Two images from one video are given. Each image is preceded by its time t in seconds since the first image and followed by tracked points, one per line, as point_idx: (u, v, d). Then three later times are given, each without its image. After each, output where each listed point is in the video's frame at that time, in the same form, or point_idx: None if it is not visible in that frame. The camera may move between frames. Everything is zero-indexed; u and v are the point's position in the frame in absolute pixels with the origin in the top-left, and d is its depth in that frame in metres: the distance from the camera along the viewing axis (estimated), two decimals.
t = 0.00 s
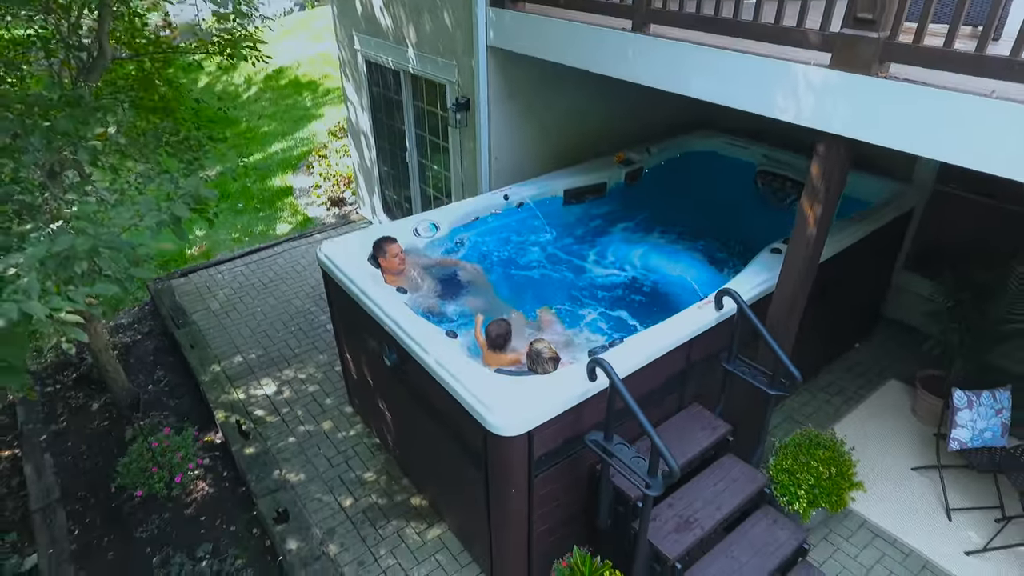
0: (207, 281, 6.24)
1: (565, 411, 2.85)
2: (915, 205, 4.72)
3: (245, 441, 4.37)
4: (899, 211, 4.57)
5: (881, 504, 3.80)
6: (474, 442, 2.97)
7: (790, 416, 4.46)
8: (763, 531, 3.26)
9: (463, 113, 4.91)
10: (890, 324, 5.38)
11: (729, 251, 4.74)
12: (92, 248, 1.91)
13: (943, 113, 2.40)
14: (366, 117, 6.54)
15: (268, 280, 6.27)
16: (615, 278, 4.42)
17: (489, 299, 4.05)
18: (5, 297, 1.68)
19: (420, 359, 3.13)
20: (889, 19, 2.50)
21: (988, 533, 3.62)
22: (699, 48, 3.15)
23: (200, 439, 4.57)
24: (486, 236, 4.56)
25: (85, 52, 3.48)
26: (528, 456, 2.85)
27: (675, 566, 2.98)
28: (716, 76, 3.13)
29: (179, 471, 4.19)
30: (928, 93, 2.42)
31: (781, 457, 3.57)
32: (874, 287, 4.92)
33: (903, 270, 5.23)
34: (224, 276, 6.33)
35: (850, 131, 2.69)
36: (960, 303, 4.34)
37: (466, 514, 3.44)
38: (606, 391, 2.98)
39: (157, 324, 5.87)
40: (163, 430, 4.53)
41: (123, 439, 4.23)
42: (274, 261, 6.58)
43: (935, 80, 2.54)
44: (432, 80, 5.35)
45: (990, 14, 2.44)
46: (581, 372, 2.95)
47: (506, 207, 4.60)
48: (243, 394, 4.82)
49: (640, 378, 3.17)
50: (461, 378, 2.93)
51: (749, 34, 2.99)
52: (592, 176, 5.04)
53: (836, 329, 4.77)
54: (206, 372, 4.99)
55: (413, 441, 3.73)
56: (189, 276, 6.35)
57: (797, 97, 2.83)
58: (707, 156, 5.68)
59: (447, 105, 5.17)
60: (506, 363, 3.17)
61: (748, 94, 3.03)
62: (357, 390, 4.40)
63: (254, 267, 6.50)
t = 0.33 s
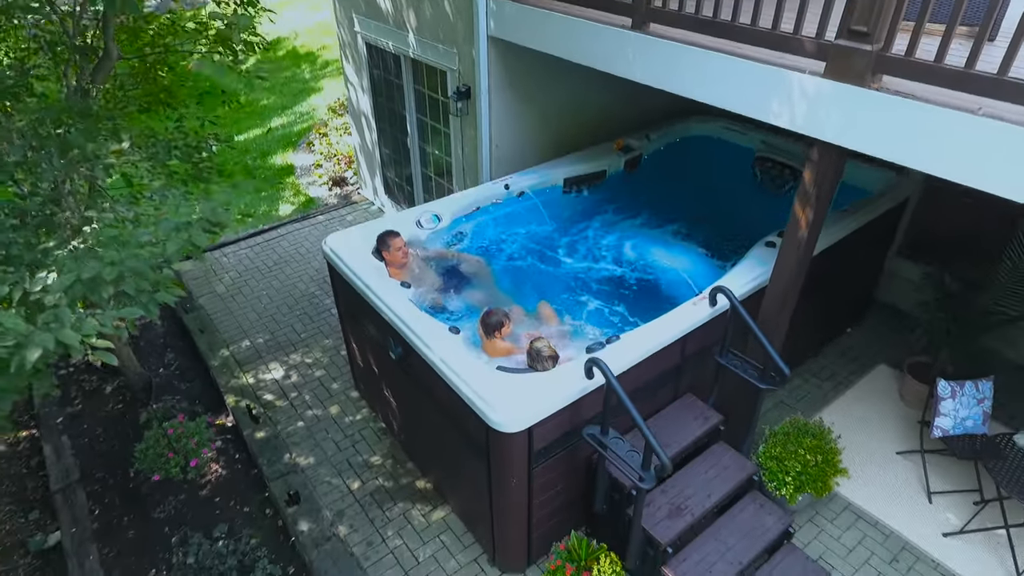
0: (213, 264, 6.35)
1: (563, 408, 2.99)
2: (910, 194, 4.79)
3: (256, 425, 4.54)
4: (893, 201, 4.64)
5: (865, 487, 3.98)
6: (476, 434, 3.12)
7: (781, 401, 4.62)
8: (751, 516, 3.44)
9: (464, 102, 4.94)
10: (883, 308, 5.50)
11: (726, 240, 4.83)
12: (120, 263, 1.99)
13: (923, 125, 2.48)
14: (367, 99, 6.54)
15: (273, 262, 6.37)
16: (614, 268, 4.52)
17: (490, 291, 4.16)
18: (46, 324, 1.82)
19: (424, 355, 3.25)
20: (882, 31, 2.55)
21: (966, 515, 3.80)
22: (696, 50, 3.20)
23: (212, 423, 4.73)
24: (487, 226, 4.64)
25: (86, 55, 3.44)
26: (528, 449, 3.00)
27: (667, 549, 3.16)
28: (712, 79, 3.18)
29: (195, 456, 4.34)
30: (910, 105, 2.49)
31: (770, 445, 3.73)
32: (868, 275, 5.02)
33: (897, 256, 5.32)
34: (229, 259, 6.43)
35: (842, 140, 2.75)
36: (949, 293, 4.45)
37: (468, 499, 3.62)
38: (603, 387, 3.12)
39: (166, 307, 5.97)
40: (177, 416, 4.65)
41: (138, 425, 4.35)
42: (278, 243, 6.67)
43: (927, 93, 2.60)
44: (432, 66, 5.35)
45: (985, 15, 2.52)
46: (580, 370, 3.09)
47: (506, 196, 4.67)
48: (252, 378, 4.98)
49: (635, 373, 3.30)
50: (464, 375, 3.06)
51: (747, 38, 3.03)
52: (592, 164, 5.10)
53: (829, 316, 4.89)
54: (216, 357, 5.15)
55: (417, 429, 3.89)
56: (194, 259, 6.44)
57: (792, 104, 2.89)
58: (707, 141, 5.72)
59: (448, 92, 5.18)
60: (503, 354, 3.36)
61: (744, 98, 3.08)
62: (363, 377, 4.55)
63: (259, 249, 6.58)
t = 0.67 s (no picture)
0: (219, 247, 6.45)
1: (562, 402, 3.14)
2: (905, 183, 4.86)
3: (266, 410, 4.71)
4: (888, 191, 4.71)
5: (851, 471, 4.16)
6: (479, 426, 3.27)
7: (773, 385, 4.78)
8: (740, 500, 3.62)
9: (465, 91, 4.96)
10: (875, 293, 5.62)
11: (723, 230, 4.92)
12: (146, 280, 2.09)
13: (911, 137, 2.57)
14: (369, 82, 6.56)
15: (277, 245, 6.46)
16: (613, 259, 4.64)
17: (492, 284, 4.28)
18: (79, 342, 1.93)
19: (429, 350, 3.39)
20: (875, 44, 2.62)
21: (946, 497, 3.99)
22: (695, 52, 3.25)
23: (224, 406, 4.89)
24: (488, 215, 4.73)
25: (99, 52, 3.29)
26: (529, 441, 3.16)
27: (658, 532, 3.35)
28: (709, 82, 3.24)
29: (208, 441, 4.50)
30: (899, 117, 2.57)
31: (760, 433, 3.90)
32: (861, 262, 5.13)
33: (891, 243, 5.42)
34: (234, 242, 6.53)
35: (834, 148, 2.84)
36: (939, 282, 4.57)
37: (471, 483, 3.80)
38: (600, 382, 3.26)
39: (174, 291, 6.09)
40: (190, 401, 4.80)
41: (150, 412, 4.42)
42: (283, 225, 6.76)
43: (917, 104, 2.67)
44: (433, 52, 5.36)
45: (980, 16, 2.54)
46: (578, 366, 3.22)
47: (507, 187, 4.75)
48: (261, 362, 5.14)
49: (633, 367, 3.44)
50: (467, 371, 3.20)
51: (744, 43, 3.09)
52: (592, 152, 5.15)
53: (822, 304, 5.01)
54: (225, 342, 5.30)
55: (422, 416, 4.05)
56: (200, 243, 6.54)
57: (787, 111, 2.96)
58: (706, 127, 5.76)
59: (449, 80, 5.21)
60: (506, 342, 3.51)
61: (740, 102, 3.14)
62: (369, 363, 4.70)
63: (263, 232, 6.67)
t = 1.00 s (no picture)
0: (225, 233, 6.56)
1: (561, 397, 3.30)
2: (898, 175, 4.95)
3: (276, 396, 4.89)
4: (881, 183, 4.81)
5: (837, 456, 4.35)
6: (482, 418, 3.44)
7: (764, 372, 4.94)
8: (729, 486, 3.81)
9: (466, 82, 5.00)
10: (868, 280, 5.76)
11: (720, 221, 5.03)
12: (175, 297, 2.26)
13: (898, 151, 2.67)
14: (370, 68, 6.58)
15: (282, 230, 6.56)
16: (611, 253, 4.76)
17: (494, 279, 4.41)
18: (109, 359, 2.07)
19: (434, 347, 3.53)
20: (865, 57, 2.70)
21: (927, 481, 4.19)
22: (692, 57, 3.31)
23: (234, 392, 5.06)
24: (490, 209, 4.83)
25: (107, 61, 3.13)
26: (529, 433, 3.32)
27: (651, 517, 3.54)
28: (706, 87, 3.32)
29: (222, 429, 4.66)
30: (886, 131, 2.67)
31: (750, 422, 4.08)
32: (854, 252, 5.24)
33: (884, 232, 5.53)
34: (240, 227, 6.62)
35: (824, 156, 2.94)
36: (928, 273, 4.69)
37: (474, 470, 3.99)
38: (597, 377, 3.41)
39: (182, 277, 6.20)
40: (203, 389, 4.96)
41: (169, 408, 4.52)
42: (288, 211, 6.85)
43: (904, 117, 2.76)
44: (434, 41, 5.39)
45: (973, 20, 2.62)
46: (576, 362, 3.37)
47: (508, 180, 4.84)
48: (269, 349, 5.29)
49: (629, 362, 3.60)
50: (471, 368, 3.35)
51: (740, 50, 3.16)
52: (592, 143, 5.23)
53: (815, 293, 5.14)
54: (233, 328, 5.44)
55: (427, 406, 4.23)
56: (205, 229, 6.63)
57: (780, 119, 3.05)
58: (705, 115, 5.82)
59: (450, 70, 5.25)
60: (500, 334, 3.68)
61: (735, 108, 3.22)
62: (374, 352, 4.86)
63: (267, 217, 6.75)
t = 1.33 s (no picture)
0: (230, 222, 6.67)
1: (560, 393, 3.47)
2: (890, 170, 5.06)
3: (285, 384, 5.08)
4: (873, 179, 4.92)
5: (822, 443, 4.55)
6: (484, 413, 3.62)
7: (756, 361, 5.12)
8: (719, 474, 4.02)
9: (467, 77, 5.08)
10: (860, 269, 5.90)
11: (715, 215, 5.15)
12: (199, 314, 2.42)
13: (881, 166, 2.79)
14: (371, 57, 6.63)
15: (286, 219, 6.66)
16: (609, 247, 4.90)
17: (494, 274, 4.55)
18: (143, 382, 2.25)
19: (438, 344, 3.70)
20: (853, 74, 2.81)
21: (908, 468, 4.39)
22: (686, 65, 3.41)
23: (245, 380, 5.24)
24: (491, 204, 4.95)
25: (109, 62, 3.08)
26: (529, 428, 3.51)
27: (645, 505, 3.75)
28: (699, 95, 3.42)
29: (236, 418, 4.84)
30: (871, 147, 2.79)
31: (739, 413, 4.27)
32: (847, 245, 5.38)
33: (876, 223, 5.65)
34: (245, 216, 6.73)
35: (811, 167, 3.06)
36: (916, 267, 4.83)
37: (476, 458, 4.19)
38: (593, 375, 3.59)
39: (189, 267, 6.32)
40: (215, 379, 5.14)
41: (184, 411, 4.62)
42: (291, 199, 6.95)
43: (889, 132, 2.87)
44: (435, 34, 5.45)
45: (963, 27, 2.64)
46: (573, 360, 3.54)
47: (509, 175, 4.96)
48: (277, 338, 5.46)
49: (625, 359, 3.77)
50: (474, 367, 3.53)
51: (733, 62, 3.26)
52: (591, 137, 5.33)
53: (807, 284, 5.29)
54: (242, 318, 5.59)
55: (431, 397, 4.41)
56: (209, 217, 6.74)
57: (770, 129, 3.16)
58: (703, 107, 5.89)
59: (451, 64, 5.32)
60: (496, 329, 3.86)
61: (727, 116, 3.34)
62: (379, 343, 5.03)
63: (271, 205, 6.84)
